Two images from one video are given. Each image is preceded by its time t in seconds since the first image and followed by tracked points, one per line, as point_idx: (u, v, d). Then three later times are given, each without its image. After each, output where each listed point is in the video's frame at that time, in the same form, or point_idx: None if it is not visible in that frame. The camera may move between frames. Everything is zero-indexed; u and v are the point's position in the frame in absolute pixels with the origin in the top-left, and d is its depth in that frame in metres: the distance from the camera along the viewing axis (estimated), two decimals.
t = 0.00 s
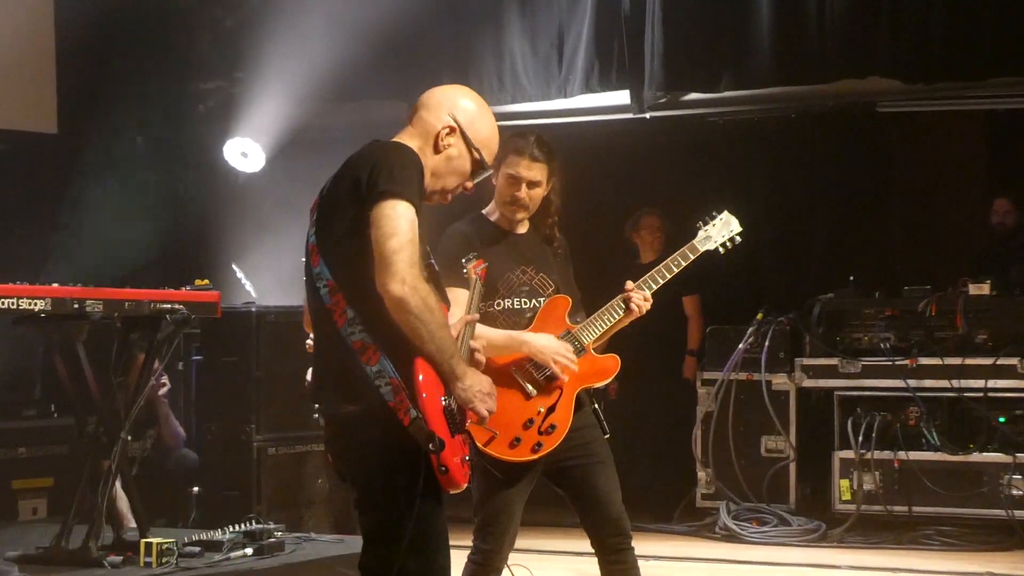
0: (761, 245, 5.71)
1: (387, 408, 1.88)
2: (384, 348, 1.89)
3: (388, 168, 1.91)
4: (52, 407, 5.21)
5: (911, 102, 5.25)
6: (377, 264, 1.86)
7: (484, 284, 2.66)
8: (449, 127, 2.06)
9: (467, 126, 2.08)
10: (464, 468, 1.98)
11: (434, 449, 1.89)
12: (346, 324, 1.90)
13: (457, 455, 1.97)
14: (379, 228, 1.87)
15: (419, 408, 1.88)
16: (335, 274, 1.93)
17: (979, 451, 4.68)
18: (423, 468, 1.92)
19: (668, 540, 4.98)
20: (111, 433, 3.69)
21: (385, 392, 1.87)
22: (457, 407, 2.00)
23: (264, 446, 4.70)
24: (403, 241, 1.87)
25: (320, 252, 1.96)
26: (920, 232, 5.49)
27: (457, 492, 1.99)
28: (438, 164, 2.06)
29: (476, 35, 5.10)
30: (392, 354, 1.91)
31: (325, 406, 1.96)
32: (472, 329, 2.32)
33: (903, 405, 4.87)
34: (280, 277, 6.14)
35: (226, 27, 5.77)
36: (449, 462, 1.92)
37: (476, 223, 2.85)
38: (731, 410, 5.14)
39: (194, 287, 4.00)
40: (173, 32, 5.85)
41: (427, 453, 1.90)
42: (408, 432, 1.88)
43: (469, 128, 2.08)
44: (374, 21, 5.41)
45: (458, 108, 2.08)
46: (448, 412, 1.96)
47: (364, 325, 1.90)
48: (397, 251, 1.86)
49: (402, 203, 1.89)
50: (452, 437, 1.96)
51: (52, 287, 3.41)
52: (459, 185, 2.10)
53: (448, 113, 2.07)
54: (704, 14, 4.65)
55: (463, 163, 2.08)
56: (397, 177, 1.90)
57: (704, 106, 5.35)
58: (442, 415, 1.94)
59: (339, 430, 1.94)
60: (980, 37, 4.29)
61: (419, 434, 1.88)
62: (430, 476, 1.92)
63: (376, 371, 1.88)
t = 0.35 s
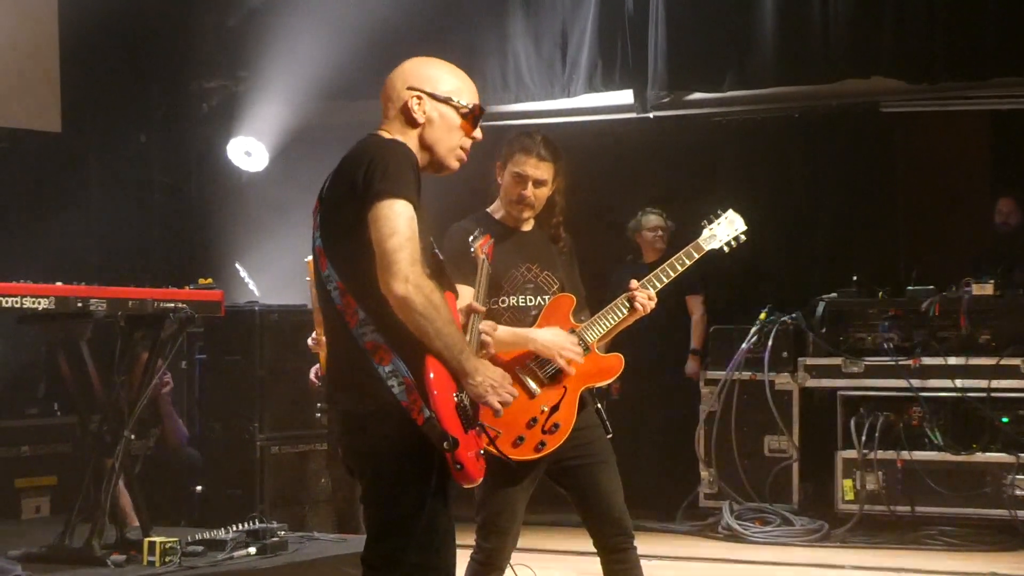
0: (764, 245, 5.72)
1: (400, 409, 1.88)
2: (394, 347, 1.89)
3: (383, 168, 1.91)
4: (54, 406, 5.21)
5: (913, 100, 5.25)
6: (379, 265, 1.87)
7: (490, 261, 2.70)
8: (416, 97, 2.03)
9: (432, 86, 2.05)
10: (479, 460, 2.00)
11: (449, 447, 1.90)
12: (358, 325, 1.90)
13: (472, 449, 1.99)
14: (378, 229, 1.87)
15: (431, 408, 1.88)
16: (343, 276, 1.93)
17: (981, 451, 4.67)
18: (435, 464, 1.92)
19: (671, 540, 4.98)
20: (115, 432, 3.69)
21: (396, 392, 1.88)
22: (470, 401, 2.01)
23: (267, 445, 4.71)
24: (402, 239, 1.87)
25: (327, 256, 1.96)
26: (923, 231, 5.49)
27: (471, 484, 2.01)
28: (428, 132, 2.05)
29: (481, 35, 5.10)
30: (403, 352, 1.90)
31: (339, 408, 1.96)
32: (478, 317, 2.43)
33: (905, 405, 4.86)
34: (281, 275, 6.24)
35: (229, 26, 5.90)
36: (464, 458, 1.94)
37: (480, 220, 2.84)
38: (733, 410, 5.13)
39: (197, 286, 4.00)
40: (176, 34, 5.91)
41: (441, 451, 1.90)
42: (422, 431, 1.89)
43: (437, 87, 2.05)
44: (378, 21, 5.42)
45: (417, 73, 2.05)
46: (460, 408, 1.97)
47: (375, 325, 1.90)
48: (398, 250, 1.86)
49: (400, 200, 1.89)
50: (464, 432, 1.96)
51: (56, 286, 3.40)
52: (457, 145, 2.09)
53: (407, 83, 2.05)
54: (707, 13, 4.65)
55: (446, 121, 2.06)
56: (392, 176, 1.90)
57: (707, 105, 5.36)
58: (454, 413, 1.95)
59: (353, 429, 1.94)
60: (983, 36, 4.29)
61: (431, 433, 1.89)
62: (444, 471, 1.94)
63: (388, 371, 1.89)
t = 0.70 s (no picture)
0: (764, 245, 5.72)
1: (404, 411, 1.89)
2: (398, 351, 1.89)
3: (375, 176, 1.89)
4: (56, 405, 5.21)
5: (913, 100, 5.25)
6: (376, 275, 1.85)
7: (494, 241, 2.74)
8: (400, 91, 2.03)
9: (413, 78, 2.04)
10: (484, 458, 1.99)
11: (453, 449, 1.90)
12: (361, 329, 1.90)
13: (478, 447, 1.98)
14: (372, 239, 1.85)
15: (435, 411, 1.89)
16: (344, 280, 1.92)
17: (983, 451, 4.67)
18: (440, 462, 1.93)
19: (671, 539, 4.98)
20: (115, 432, 3.69)
21: (400, 395, 1.88)
22: (475, 398, 2.01)
23: (267, 445, 4.70)
24: (396, 249, 1.85)
25: (328, 261, 1.95)
26: (924, 232, 5.50)
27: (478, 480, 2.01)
28: (420, 123, 2.05)
29: (482, 35, 5.10)
30: (407, 356, 1.89)
31: (344, 409, 1.96)
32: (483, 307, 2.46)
33: (907, 405, 4.84)
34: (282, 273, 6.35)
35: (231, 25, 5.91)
36: (469, 457, 1.94)
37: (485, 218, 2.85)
38: (734, 409, 5.14)
39: (198, 285, 4.00)
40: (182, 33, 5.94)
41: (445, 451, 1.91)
42: (425, 432, 1.90)
43: (420, 79, 2.04)
44: (378, 21, 5.42)
45: (397, 65, 2.05)
46: (465, 408, 1.96)
47: (378, 329, 1.89)
48: (392, 260, 1.84)
49: (394, 210, 1.87)
50: (470, 431, 1.96)
51: (58, 285, 3.40)
52: (452, 130, 2.08)
53: (389, 77, 2.04)
54: (708, 12, 4.65)
55: (436, 109, 2.05)
56: (384, 185, 1.88)
57: (708, 105, 5.37)
58: (459, 413, 1.95)
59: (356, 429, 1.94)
60: (984, 35, 4.29)
61: (434, 434, 1.90)
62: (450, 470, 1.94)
63: (392, 374, 1.89)
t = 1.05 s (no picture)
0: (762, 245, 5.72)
1: (399, 410, 1.88)
2: (394, 351, 1.89)
3: (376, 177, 1.88)
4: (53, 405, 5.20)
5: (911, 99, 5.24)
6: (374, 276, 1.84)
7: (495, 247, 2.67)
8: (404, 92, 2.03)
9: (418, 81, 2.04)
10: (479, 459, 1.98)
11: (447, 448, 1.90)
12: (357, 327, 1.90)
13: (472, 447, 1.97)
14: (371, 240, 1.85)
15: (430, 410, 1.87)
16: (344, 279, 1.92)
17: (980, 451, 4.66)
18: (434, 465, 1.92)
19: (668, 539, 4.98)
20: (110, 432, 3.69)
21: (395, 394, 1.87)
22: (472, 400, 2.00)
23: (264, 445, 4.70)
24: (395, 251, 1.84)
25: (327, 258, 1.95)
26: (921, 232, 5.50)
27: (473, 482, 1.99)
28: (420, 125, 2.04)
29: (480, 35, 5.09)
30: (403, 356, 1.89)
31: (340, 408, 1.96)
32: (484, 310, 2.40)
33: (903, 405, 4.87)
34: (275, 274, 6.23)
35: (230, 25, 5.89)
36: (463, 458, 1.93)
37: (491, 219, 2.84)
38: (731, 409, 5.14)
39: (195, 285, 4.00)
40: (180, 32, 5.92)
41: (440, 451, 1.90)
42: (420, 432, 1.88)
43: (426, 81, 2.04)
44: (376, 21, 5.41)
45: (402, 69, 2.05)
46: (460, 409, 1.95)
47: (374, 329, 1.89)
48: (391, 261, 1.84)
49: (394, 211, 1.86)
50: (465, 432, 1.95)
51: (54, 285, 3.39)
52: (454, 136, 2.08)
53: (396, 81, 2.04)
54: (706, 13, 4.64)
55: (439, 114, 2.05)
56: (385, 186, 1.87)
57: (707, 105, 5.36)
58: (454, 413, 1.93)
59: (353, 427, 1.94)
60: (981, 36, 4.29)
61: (430, 434, 1.88)
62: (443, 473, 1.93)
63: (387, 373, 1.88)
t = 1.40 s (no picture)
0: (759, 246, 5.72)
1: (412, 419, 1.88)
2: (408, 357, 1.89)
3: (381, 179, 1.88)
4: (49, 406, 5.19)
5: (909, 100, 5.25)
6: (385, 279, 1.85)
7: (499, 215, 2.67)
8: (375, 89, 2.02)
9: (382, 74, 2.03)
10: (491, 461, 1.99)
11: (461, 457, 1.90)
12: (370, 335, 1.90)
13: (484, 450, 1.97)
14: (381, 241, 1.85)
15: (442, 420, 1.88)
16: (355, 286, 1.92)
17: (977, 452, 4.68)
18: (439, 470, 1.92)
19: (665, 540, 4.98)
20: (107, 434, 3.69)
21: (409, 402, 1.87)
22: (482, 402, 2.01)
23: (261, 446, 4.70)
24: (407, 251, 1.85)
25: (337, 266, 1.95)
26: (918, 233, 5.51)
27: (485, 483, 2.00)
28: (406, 110, 2.03)
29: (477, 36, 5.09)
30: (418, 362, 1.89)
31: (353, 416, 1.96)
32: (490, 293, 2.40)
33: (900, 407, 4.87)
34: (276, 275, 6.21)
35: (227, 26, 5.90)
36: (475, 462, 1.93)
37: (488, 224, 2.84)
38: (729, 410, 5.15)
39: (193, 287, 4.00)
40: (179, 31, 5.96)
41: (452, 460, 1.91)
42: (433, 442, 1.89)
43: (390, 71, 2.03)
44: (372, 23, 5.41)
45: (361, 67, 2.03)
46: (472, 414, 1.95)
47: (388, 335, 1.89)
48: (402, 262, 1.84)
49: (401, 212, 1.86)
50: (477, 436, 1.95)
51: (51, 286, 3.38)
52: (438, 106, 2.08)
53: (360, 80, 2.03)
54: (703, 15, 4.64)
55: (416, 91, 2.05)
56: (390, 190, 1.87)
57: (705, 107, 5.36)
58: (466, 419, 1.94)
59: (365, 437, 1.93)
60: (979, 38, 4.30)
61: (443, 445, 1.89)
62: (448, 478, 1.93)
63: (401, 381, 1.88)
